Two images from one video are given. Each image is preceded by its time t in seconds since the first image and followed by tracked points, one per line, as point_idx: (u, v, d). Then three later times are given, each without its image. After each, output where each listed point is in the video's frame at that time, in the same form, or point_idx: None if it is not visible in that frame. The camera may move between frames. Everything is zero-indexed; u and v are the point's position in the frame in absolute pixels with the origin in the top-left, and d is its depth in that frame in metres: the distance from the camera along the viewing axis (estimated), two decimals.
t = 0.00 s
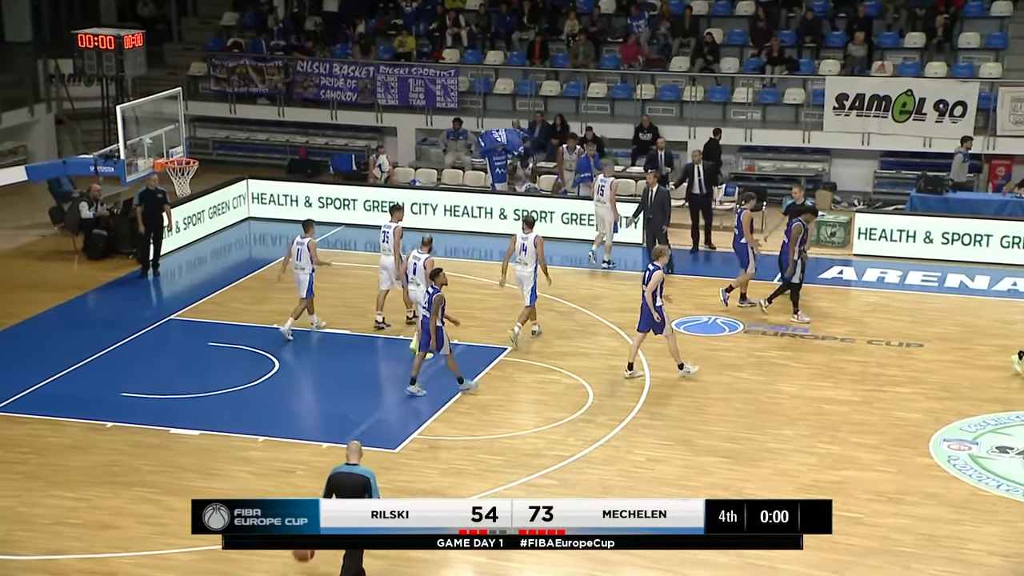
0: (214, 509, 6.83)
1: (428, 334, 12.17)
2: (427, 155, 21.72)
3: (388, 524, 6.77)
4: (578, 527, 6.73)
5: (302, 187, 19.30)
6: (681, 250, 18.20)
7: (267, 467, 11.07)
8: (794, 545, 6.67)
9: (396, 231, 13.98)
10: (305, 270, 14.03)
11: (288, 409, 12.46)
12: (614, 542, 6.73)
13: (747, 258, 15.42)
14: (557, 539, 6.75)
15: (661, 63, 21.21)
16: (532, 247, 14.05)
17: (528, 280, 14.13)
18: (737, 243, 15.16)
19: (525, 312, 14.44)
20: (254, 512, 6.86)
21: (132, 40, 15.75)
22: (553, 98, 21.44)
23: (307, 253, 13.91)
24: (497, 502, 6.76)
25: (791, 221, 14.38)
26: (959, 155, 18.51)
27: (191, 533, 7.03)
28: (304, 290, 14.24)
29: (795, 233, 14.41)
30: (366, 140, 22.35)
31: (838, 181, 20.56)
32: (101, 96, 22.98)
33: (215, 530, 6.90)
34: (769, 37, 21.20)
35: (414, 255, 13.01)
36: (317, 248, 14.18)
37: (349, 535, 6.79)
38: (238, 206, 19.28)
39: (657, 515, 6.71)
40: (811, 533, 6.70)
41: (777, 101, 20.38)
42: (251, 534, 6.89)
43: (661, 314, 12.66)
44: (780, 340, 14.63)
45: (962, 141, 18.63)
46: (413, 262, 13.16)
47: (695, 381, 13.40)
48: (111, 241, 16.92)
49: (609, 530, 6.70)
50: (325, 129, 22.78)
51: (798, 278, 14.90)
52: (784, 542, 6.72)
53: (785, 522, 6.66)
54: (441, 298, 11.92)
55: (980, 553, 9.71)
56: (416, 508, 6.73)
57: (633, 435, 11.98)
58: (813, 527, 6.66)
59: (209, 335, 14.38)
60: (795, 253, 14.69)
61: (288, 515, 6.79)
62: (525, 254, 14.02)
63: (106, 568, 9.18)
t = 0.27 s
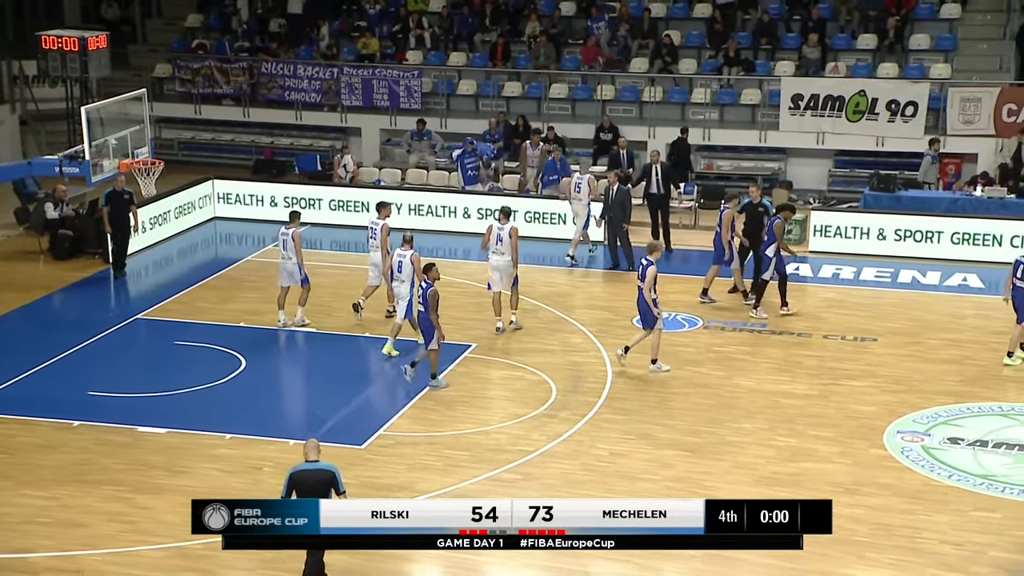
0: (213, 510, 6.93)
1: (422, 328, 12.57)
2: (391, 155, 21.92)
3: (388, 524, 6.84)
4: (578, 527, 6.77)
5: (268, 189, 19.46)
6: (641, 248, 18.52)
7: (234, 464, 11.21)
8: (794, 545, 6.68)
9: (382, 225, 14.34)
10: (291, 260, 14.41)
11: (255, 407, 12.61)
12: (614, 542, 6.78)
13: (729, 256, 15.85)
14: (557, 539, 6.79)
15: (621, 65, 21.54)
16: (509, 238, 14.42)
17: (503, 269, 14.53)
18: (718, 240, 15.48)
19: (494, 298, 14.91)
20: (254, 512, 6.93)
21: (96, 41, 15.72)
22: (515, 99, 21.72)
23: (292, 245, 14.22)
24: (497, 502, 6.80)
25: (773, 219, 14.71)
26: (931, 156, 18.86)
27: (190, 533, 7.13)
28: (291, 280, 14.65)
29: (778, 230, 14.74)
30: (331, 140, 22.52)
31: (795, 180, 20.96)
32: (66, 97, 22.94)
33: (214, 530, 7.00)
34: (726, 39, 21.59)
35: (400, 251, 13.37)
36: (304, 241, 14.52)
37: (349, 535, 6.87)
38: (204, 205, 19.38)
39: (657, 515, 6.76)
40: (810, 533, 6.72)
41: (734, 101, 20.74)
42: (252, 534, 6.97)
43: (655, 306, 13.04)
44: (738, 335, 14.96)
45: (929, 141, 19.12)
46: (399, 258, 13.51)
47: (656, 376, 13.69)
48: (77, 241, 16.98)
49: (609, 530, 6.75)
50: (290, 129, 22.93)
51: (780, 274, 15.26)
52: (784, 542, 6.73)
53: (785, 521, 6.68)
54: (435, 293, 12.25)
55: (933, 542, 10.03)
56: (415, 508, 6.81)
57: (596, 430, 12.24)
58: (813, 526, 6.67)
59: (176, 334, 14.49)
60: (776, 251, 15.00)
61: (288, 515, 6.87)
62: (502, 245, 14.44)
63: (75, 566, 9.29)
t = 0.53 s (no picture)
0: (213, 509, 7.13)
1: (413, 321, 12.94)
2: (353, 156, 22.10)
3: (388, 524, 7.04)
4: (578, 527, 6.96)
5: (231, 190, 19.60)
6: (598, 246, 18.84)
7: (198, 462, 11.35)
8: (794, 544, 6.89)
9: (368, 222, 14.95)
10: (278, 256, 14.77)
11: (219, 405, 12.75)
12: (614, 542, 6.96)
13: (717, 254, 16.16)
14: (558, 539, 6.98)
15: (580, 67, 21.83)
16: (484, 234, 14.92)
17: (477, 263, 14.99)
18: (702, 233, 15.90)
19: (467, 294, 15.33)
20: (254, 512, 7.14)
21: (58, 43, 15.84)
22: (475, 100, 21.98)
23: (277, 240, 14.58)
24: (497, 502, 6.99)
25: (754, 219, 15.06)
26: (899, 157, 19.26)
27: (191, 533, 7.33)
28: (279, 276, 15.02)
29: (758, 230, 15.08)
30: (294, 141, 22.77)
31: (749, 179, 21.38)
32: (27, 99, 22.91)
33: (215, 530, 7.19)
34: (681, 41, 21.99)
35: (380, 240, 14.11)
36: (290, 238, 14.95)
37: (350, 534, 7.07)
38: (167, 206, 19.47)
39: (657, 514, 6.95)
40: (810, 532, 6.92)
41: (690, 102, 21.03)
42: (253, 534, 7.19)
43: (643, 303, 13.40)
44: (695, 331, 15.29)
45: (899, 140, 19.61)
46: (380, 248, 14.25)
47: (615, 372, 13.98)
48: (40, 242, 17.01)
49: (609, 530, 6.94)
50: (252, 130, 23.12)
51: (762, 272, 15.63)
52: (784, 541, 6.94)
53: (785, 521, 6.87)
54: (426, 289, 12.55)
55: (882, 530, 10.37)
56: (416, 508, 6.99)
57: (556, 425, 12.50)
58: (812, 525, 6.87)
59: (140, 333, 14.59)
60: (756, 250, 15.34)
61: (288, 516, 7.09)
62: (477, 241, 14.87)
63: (41, 565, 9.40)
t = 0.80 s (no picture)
0: (213, 509, 7.22)
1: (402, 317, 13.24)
2: (316, 156, 22.31)
3: (388, 524, 7.08)
4: (578, 528, 6.99)
5: (195, 189, 19.70)
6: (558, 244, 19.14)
7: (163, 460, 11.47)
8: (793, 545, 6.88)
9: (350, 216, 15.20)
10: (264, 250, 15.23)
11: (185, 403, 12.87)
12: (614, 542, 6.99)
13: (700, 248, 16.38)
14: (557, 539, 7.01)
15: (539, 67, 22.11)
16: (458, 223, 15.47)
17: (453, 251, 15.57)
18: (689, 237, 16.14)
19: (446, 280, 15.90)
20: (253, 512, 7.25)
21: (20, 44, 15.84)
22: (437, 100, 22.18)
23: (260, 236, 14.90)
24: (497, 503, 7.01)
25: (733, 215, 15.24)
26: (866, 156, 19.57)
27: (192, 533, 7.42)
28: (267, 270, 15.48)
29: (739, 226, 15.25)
30: (257, 141, 23.00)
31: (706, 177, 21.70)
32: None
33: (215, 529, 7.28)
34: (638, 43, 22.32)
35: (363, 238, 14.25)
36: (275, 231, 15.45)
37: (349, 534, 7.13)
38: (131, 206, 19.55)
39: (656, 515, 6.98)
40: (810, 534, 6.91)
41: (647, 102, 21.33)
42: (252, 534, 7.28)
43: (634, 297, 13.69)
44: (654, 327, 15.59)
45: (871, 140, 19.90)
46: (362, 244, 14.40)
47: (576, 367, 14.24)
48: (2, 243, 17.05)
49: (608, 530, 6.96)
50: (215, 131, 23.32)
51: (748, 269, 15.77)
52: (783, 542, 6.94)
53: (785, 522, 6.86)
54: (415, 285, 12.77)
55: (837, 521, 10.66)
56: (415, 509, 7.02)
57: (518, 420, 12.73)
58: (813, 527, 6.86)
59: (105, 333, 14.68)
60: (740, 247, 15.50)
61: (288, 516, 7.15)
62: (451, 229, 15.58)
63: (6, 564, 9.49)
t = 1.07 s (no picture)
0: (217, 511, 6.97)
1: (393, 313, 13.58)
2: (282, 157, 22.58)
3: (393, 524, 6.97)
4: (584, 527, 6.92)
5: (161, 190, 19.82)
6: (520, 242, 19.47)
7: (131, 458, 11.62)
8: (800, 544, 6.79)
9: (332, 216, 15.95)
10: (250, 246, 15.90)
11: (151, 402, 13.02)
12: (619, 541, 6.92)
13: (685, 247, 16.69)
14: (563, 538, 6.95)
15: (501, 69, 22.45)
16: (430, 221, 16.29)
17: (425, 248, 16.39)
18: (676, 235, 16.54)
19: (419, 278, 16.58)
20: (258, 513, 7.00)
21: None
22: (400, 102, 22.49)
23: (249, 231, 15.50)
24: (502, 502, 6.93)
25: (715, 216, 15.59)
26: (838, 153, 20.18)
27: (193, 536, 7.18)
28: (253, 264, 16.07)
29: (721, 226, 15.62)
30: (223, 142, 23.20)
31: (664, 176, 22.08)
32: None
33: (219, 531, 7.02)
34: (597, 44, 22.63)
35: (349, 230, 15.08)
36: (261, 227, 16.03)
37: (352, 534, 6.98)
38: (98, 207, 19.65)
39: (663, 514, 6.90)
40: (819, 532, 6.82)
41: (607, 103, 21.72)
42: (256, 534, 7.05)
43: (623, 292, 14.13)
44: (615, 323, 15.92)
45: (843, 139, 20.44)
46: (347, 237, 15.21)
47: (539, 363, 14.52)
48: None
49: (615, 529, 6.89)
50: (181, 133, 23.53)
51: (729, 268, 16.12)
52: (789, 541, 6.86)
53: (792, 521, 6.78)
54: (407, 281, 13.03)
55: (793, 511, 10.97)
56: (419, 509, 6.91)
57: (483, 415, 12.99)
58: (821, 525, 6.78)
59: (72, 332, 14.79)
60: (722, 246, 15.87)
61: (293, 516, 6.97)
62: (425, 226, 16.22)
63: None
